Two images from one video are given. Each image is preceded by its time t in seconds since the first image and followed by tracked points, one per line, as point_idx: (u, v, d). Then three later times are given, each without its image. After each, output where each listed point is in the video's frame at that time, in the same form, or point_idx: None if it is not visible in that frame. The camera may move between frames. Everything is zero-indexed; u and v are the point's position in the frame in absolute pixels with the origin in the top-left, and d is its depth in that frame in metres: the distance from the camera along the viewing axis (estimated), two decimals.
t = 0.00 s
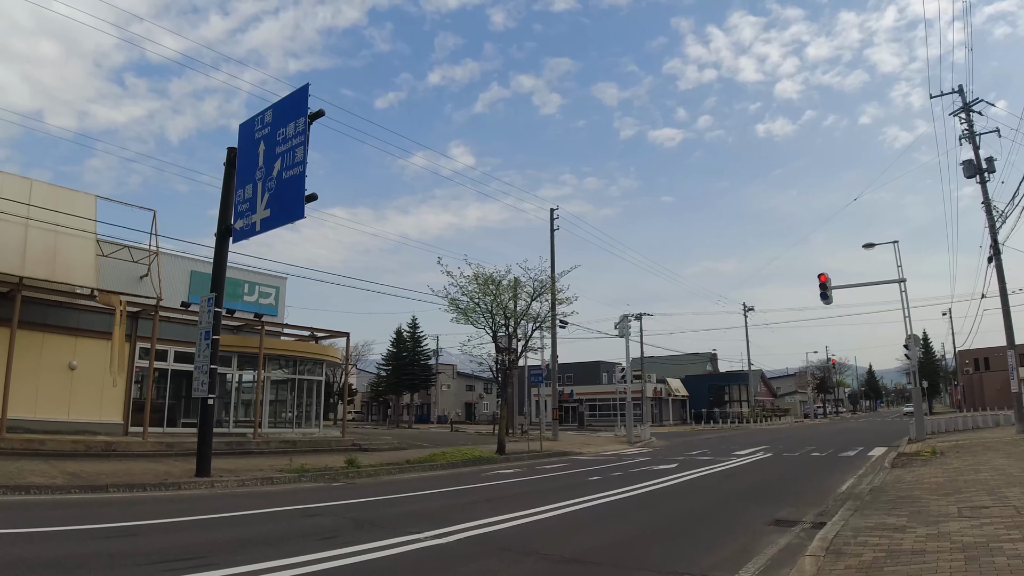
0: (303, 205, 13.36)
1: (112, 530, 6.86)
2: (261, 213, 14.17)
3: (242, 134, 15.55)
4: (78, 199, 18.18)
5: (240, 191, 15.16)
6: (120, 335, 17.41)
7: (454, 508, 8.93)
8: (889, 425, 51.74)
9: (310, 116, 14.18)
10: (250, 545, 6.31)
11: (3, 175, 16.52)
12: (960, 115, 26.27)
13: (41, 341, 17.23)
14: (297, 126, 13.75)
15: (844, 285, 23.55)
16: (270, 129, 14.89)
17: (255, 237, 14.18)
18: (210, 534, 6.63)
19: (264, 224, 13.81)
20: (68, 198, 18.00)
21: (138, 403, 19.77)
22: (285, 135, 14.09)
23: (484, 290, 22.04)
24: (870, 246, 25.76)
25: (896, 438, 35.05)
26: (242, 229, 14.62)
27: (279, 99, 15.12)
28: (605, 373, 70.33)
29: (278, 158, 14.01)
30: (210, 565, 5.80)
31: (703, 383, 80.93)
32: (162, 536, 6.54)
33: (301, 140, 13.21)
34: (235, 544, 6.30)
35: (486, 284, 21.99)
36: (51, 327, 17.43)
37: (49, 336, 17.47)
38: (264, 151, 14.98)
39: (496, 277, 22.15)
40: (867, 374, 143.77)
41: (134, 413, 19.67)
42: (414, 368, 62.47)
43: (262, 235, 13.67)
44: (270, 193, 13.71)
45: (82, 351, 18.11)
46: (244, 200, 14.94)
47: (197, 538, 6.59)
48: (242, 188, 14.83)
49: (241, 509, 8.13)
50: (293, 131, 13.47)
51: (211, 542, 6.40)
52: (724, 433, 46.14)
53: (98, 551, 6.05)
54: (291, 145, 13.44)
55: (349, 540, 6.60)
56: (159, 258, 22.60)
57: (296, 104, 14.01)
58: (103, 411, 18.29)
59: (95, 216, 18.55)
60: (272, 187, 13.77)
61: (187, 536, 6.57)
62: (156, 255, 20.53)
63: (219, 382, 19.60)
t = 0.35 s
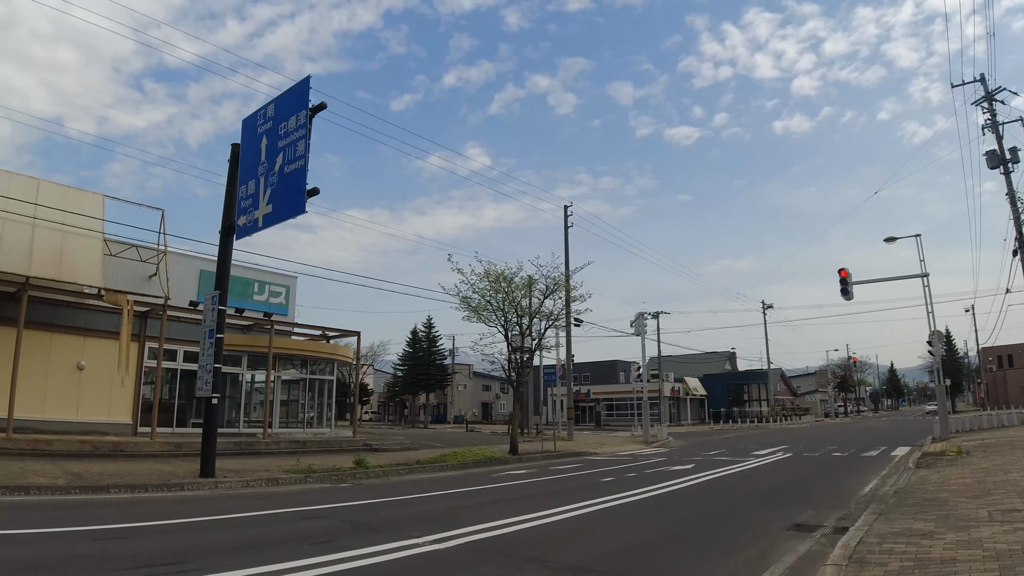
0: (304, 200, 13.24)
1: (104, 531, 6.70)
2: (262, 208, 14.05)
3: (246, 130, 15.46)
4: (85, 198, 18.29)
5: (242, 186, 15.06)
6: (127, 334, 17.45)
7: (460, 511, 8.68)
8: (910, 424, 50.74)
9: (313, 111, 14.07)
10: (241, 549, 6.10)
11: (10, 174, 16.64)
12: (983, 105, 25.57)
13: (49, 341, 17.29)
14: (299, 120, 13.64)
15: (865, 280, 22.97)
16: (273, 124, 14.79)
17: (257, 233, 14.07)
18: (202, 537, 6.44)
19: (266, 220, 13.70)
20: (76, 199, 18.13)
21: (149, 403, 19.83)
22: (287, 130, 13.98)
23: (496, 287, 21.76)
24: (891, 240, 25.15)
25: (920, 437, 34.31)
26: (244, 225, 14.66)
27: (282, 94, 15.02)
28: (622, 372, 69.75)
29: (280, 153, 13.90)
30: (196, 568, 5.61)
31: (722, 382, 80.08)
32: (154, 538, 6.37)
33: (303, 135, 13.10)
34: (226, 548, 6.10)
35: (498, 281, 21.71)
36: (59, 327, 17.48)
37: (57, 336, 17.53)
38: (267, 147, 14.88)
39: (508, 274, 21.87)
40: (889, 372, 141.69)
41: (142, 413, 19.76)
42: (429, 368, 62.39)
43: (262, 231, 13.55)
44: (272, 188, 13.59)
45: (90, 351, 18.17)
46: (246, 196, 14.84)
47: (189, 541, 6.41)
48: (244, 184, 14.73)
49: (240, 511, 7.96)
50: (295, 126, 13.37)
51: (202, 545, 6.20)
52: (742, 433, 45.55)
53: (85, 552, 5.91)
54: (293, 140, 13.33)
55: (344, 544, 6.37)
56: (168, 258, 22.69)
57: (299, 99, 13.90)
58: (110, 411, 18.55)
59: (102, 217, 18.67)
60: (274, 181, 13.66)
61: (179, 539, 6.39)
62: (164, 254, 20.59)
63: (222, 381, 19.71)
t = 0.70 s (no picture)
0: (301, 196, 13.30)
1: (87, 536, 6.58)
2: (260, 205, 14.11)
3: (242, 126, 15.49)
4: (88, 200, 18.29)
5: (240, 184, 15.10)
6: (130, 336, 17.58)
7: (457, 515, 8.49)
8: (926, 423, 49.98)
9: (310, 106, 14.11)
10: (223, 556, 5.99)
11: (12, 176, 16.60)
12: (999, 96, 25.00)
13: (53, 343, 17.49)
14: (295, 115, 13.68)
15: (879, 276, 22.52)
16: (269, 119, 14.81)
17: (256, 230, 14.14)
18: (186, 543, 6.35)
19: (263, 217, 13.75)
20: (78, 201, 18.02)
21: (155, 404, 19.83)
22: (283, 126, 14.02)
23: (501, 286, 21.52)
24: (905, 234, 24.69)
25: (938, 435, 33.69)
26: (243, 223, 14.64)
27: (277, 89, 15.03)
28: (634, 372, 69.29)
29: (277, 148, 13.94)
30: (174, 573, 5.50)
31: (735, 382, 79.38)
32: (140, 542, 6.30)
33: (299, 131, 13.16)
34: (210, 555, 6.00)
35: (503, 279, 21.47)
36: (62, 329, 17.68)
37: (60, 338, 17.71)
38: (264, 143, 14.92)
39: (514, 272, 21.63)
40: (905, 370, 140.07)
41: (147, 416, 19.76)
42: (440, 369, 62.31)
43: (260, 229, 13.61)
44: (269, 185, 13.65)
45: (94, 353, 18.34)
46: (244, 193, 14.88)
47: (173, 549, 6.33)
48: (242, 180, 14.79)
49: (232, 516, 7.85)
50: (290, 122, 13.41)
51: (184, 552, 6.10)
52: (755, 432, 45.07)
53: (68, 556, 5.86)
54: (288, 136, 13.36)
55: (330, 550, 6.24)
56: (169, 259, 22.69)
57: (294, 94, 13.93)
58: (114, 415, 18.67)
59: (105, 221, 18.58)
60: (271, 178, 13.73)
61: (164, 545, 6.31)
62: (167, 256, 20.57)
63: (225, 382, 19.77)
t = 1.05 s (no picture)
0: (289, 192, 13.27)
1: (60, 540, 6.41)
2: (249, 203, 14.10)
3: (232, 123, 15.48)
4: (86, 200, 18.22)
5: (231, 181, 15.10)
6: (126, 336, 17.61)
7: (447, 519, 8.28)
8: (938, 421, 49.37)
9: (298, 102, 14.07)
10: (194, 563, 5.83)
11: (5, 177, 16.65)
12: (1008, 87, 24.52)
13: (49, 344, 17.49)
14: (284, 111, 13.64)
15: (886, 272, 22.14)
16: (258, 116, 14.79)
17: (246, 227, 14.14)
18: (160, 548, 6.21)
19: (252, 214, 13.74)
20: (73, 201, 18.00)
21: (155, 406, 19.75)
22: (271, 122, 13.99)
23: (502, 284, 21.28)
24: (913, 229, 24.28)
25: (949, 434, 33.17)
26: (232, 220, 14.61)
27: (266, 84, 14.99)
28: (641, 372, 68.92)
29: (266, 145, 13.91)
30: None
31: (744, 381, 78.81)
32: (113, 547, 6.16)
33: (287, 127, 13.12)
34: (182, 562, 5.84)
35: (503, 277, 21.23)
36: (58, 329, 17.69)
37: (56, 339, 17.72)
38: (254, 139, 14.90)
39: (514, 270, 21.39)
40: (916, 368, 139.06)
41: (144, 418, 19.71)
42: (446, 369, 62.12)
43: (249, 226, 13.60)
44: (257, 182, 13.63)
45: (91, 354, 18.36)
46: (234, 191, 14.89)
47: (148, 554, 6.16)
48: (232, 178, 14.79)
49: (216, 519, 7.69)
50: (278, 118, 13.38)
51: (157, 558, 5.94)
52: (764, 431, 44.70)
53: (37, 560, 5.74)
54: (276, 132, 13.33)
55: (308, 556, 6.06)
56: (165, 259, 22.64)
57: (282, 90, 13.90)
58: (111, 417, 18.63)
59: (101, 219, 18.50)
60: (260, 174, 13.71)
61: (139, 549, 6.18)
62: (163, 256, 20.55)
63: (222, 384, 19.78)
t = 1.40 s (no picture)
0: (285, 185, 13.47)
1: (41, 540, 6.29)
2: (246, 198, 14.28)
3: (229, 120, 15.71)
4: (88, 199, 18.26)
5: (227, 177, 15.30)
6: (128, 336, 17.76)
7: (443, 520, 8.08)
8: (957, 419, 48.60)
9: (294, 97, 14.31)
10: (173, 565, 5.67)
11: (7, 176, 16.76)
12: None
13: (52, 344, 17.66)
14: (277, 107, 13.72)
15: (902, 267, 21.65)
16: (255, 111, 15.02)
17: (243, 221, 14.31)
18: (142, 549, 6.07)
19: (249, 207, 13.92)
20: (75, 200, 18.05)
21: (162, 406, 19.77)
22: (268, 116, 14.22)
23: (508, 281, 21.07)
24: (930, 222, 23.73)
25: (969, 432, 32.56)
26: (229, 216, 14.75)
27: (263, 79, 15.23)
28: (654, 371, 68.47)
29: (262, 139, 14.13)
30: None
31: (758, 380, 78.05)
32: (94, 548, 6.03)
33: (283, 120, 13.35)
34: (162, 564, 5.69)
35: (510, 274, 21.03)
36: (60, 329, 17.83)
37: (58, 339, 17.88)
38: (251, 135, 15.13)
39: (520, 267, 21.19)
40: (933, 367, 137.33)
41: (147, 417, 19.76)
42: (457, 368, 61.99)
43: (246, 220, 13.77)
44: (254, 176, 13.83)
45: (94, 354, 18.53)
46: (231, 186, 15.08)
47: (129, 555, 6.02)
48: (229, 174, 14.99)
49: (205, 520, 7.57)
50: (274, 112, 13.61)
51: (137, 560, 5.79)
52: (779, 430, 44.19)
53: (14, 560, 5.62)
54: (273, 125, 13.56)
55: (291, 559, 5.88)
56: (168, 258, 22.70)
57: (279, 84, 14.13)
58: (113, 417, 18.74)
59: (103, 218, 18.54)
60: (256, 168, 13.91)
61: (120, 550, 6.04)
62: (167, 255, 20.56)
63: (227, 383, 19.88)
